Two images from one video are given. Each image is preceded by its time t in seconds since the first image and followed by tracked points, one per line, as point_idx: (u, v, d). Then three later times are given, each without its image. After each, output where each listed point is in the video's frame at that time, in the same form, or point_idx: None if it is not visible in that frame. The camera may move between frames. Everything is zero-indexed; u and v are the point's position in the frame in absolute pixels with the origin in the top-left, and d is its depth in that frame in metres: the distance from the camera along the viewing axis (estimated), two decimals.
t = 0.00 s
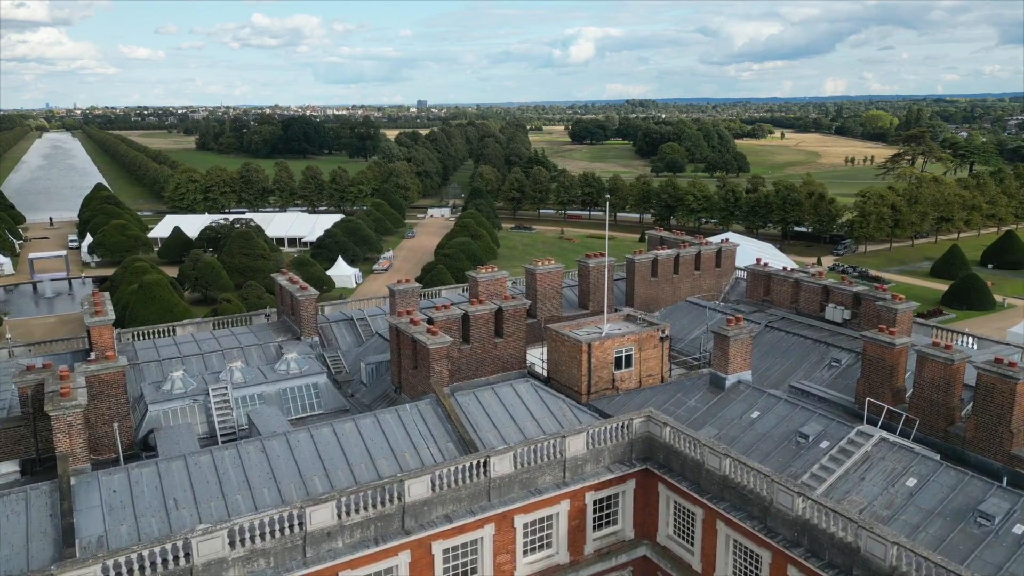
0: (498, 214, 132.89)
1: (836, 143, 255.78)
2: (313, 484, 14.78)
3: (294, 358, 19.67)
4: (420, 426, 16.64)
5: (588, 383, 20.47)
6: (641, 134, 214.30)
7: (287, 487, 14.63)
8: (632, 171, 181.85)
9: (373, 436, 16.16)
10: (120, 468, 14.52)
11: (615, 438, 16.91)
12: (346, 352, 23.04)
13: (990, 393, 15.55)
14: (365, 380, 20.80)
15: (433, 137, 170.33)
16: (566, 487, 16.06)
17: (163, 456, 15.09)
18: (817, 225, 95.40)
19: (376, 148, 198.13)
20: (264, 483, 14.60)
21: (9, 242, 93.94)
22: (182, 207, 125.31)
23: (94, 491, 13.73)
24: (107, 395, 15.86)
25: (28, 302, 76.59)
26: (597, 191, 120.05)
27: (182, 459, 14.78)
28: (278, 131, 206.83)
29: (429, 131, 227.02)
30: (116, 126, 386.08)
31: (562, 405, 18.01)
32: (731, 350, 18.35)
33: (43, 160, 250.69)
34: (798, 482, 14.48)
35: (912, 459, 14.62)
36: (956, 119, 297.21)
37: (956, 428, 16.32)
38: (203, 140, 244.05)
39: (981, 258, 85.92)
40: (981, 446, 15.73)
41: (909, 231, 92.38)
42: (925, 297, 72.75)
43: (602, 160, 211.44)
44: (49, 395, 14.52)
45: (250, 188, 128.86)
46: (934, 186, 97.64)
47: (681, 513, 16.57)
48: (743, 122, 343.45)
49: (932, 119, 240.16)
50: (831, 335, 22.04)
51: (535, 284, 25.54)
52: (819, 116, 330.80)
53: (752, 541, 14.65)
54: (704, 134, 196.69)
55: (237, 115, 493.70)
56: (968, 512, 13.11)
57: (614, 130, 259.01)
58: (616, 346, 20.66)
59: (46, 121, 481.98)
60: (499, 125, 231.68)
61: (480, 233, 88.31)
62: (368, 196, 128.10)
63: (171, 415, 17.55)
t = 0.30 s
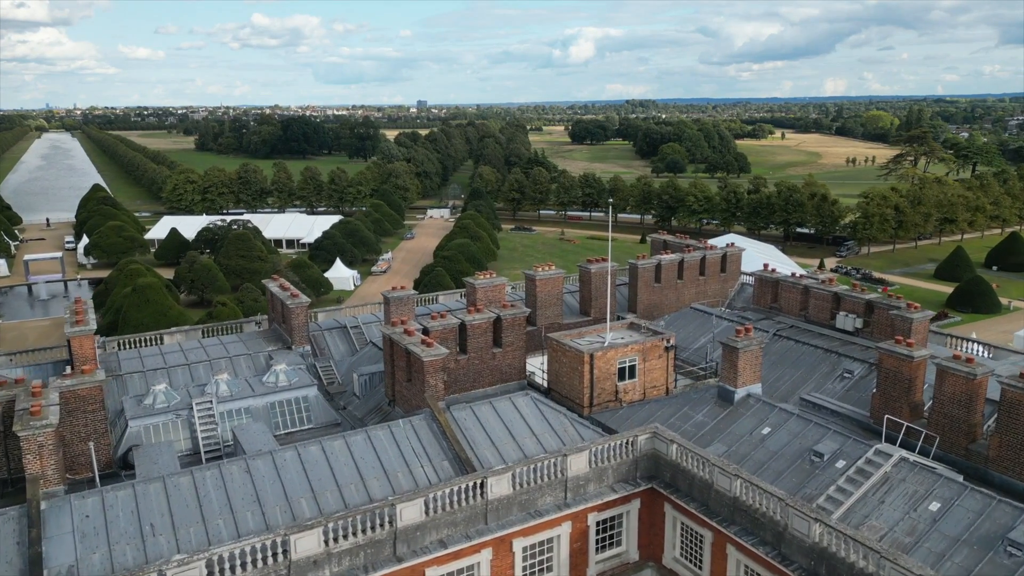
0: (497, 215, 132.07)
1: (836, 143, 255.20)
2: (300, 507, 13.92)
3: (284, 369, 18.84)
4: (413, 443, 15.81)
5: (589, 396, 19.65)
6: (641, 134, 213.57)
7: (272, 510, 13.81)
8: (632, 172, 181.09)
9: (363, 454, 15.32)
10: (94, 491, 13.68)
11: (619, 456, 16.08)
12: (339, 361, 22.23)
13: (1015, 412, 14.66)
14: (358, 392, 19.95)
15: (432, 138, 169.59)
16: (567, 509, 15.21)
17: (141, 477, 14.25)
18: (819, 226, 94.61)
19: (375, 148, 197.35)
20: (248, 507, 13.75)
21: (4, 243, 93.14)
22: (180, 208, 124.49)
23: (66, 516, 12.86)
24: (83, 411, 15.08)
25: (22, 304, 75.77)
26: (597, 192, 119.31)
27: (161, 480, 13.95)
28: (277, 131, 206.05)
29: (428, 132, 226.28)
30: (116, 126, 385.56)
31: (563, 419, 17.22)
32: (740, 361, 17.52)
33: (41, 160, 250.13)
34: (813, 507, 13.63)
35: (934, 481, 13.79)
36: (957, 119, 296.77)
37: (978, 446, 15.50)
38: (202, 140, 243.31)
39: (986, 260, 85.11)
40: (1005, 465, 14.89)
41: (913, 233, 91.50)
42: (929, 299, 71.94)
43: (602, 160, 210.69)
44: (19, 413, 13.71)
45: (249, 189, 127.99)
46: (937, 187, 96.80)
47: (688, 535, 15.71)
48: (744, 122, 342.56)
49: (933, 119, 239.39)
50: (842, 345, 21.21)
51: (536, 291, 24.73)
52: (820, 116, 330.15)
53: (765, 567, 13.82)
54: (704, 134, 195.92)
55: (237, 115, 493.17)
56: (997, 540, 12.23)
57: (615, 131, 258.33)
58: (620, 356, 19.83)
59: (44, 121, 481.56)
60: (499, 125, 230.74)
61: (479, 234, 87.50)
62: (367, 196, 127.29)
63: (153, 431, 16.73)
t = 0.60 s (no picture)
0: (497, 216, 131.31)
1: (838, 143, 254.38)
2: (286, 533, 13.09)
3: (272, 382, 18.01)
4: (406, 463, 14.99)
5: (592, 409, 18.83)
6: (642, 134, 212.81)
7: (256, 536, 12.99)
8: (633, 172, 180.36)
9: (354, 475, 14.49)
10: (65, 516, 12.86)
11: (624, 475, 15.25)
12: (331, 371, 21.41)
13: None
14: (351, 404, 19.10)
15: (432, 138, 168.73)
16: (569, 532, 14.37)
17: (117, 500, 13.43)
18: (822, 227, 93.79)
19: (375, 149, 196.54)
20: (230, 533, 12.92)
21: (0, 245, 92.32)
22: (178, 208, 123.74)
23: (34, 544, 12.02)
24: (57, 430, 14.28)
25: (17, 306, 74.96)
26: (598, 193, 118.50)
27: (137, 504, 13.12)
28: (277, 131, 205.36)
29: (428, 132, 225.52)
30: (116, 126, 384.89)
31: (564, 435, 16.39)
32: (750, 374, 16.69)
33: (41, 160, 249.39)
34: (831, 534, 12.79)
35: (960, 506, 12.94)
36: (958, 119, 296.00)
37: (1003, 466, 14.66)
38: (201, 141, 242.51)
39: (990, 262, 84.25)
40: None
41: (917, 234, 90.66)
42: (934, 302, 71.14)
43: (602, 160, 209.94)
44: None
45: (247, 189, 127.14)
46: (941, 188, 96.00)
47: (697, 559, 14.84)
48: (744, 122, 341.94)
49: (935, 120, 238.59)
50: (855, 355, 20.39)
51: (535, 298, 23.91)
52: (821, 116, 329.46)
53: None
54: (705, 134, 195.12)
55: (237, 115, 493.03)
56: None
57: (615, 131, 257.57)
58: (624, 367, 19.00)
59: (44, 121, 480.62)
60: (499, 126, 230.09)
61: (479, 236, 86.74)
62: (366, 197, 126.53)
63: (134, 448, 15.91)
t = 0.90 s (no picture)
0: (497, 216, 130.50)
1: (839, 143, 253.74)
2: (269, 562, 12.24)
3: (260, 396, 17.17)
4: (400, 485, 14.14)
5: (595, 423, 18.03)
6: (642, 134, 212.14)
7: (239, 565, 12.14)
8: (634, 172, 179.68)
9: (344, 498, 13.65)
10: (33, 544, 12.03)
11: (630, 496, 14.44)
12: (324, 383, 20.60)
13: None
14: (343, 419, 18.30)
15: (432, 138, 167.95)
16: (572, 558, 13.52)
17: (89, 526, 12.59)
18: (825, 228, 92.97)
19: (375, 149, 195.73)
20: (210, 562, 12.07)
21: None
22: (176, 209, 122.96)
23: None
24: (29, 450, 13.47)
25: (12, 309, 74.11)
26: (599, 194, 117.73)
27: (111, 531, 12.28)
28: (277, 132, 204.59)
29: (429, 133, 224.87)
30: (116, 126, 384.44)
31: (566, 453, 15.57)
32: (762, 390, 15.82)
33: (40, 161, 248.52)
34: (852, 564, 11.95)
35: (990, 534, 12.07)
36: (958, 119, 295.52)
37: None
38: (201, 141, 241.84)
39: (996, 263, 83.45)
40: None
41: (921, 235, 89.89)
42: (940, 304, 70.30)
43: (603, 161, 209.02)
44: None
45: (246, 190, 126.29)
46: (945, 188, 95.23)
47: None
48: (745, 122, 341.27)
49: (936, 120, 238.01)
50: (869, 366, 19.58)
51: (536, 305, 23.11)
52: (821, 116, 329.02)
53: None
54: (706, 135, 194.42)
55: (238, 114, 493.24)
56: None
57: (616, 131, 256.87)
58: (628, 379, 18.19)
59: (44, 121, 480.01)
60: (499, 126, 229.25)
61: (479, 237, 85.96)
62: (365, 198, 125.66)
63: (113, 467, 15.09)
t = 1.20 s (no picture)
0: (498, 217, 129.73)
1: (840, 144, 253.12)
2: None
3: (247, 411, 16.34)
4: (394, 510, 13.31)
5: (599, 439, 17.24)
6: (643, 134, 211.38)
7: None
8: (635, 173, 179.00)
9: (334, 524, 12.82)
10: None
11: (637, 520, 13.60)
12: (316, 394, 19.79)
13: None
14: (335, 433, 17.48)
15: (432, 139, 167.14)
16: None
17: (58, 555, 11.77)
18: (829, 230, 92.08)
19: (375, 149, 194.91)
20: None
21: None
22: (175, 211, 121.96)
23: None
24: None
25: (7, 311, 73.21)
26: (600, 195, 116.97)
27: (82, 562, 11.46)
28: (277, 132, 203.93)
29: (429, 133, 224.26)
30: (117, 126, 384.11)
31: (569, 473, 14.73)
32: (776, 407, 14.96)
33: (39, 161, 247.82)
34: None
35: None
36: (960, 119, 294.87)
37: None
38: (201, 141, 241.18)
39: (1001, 265, 82.60)
40: None
41: (925, 237, 89.08)
42: (946, 307, 69.48)
43: (604, 161, 208.23)
44: None
45: (245, 190, 125.38)
46: (949, 190, 94.46)
47: None
48: (746, 121, 340.57)
49: (938, 120, 237.31)
50: (885, 377, 18.77)
51: (536, 313, 22.30)
52: (822, 116, 328.47)
53: None
54: (708, 136, 193.69)
55: (238, 113, 493.11)
56: None
57: (617, 132, 256.10)
58: (634, 393, 17.37)
59: (44, 121, 479.49)
60: (499, 126, 228.52)
61: (479, 238, 85.16)
62: (365, 199, 124.81)
63: (90, 488, 14.32)
